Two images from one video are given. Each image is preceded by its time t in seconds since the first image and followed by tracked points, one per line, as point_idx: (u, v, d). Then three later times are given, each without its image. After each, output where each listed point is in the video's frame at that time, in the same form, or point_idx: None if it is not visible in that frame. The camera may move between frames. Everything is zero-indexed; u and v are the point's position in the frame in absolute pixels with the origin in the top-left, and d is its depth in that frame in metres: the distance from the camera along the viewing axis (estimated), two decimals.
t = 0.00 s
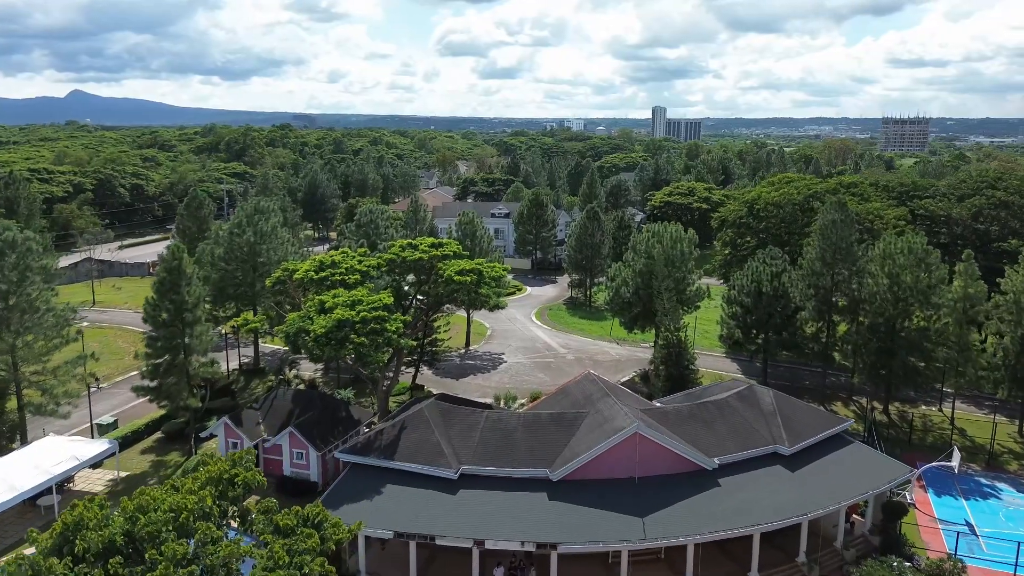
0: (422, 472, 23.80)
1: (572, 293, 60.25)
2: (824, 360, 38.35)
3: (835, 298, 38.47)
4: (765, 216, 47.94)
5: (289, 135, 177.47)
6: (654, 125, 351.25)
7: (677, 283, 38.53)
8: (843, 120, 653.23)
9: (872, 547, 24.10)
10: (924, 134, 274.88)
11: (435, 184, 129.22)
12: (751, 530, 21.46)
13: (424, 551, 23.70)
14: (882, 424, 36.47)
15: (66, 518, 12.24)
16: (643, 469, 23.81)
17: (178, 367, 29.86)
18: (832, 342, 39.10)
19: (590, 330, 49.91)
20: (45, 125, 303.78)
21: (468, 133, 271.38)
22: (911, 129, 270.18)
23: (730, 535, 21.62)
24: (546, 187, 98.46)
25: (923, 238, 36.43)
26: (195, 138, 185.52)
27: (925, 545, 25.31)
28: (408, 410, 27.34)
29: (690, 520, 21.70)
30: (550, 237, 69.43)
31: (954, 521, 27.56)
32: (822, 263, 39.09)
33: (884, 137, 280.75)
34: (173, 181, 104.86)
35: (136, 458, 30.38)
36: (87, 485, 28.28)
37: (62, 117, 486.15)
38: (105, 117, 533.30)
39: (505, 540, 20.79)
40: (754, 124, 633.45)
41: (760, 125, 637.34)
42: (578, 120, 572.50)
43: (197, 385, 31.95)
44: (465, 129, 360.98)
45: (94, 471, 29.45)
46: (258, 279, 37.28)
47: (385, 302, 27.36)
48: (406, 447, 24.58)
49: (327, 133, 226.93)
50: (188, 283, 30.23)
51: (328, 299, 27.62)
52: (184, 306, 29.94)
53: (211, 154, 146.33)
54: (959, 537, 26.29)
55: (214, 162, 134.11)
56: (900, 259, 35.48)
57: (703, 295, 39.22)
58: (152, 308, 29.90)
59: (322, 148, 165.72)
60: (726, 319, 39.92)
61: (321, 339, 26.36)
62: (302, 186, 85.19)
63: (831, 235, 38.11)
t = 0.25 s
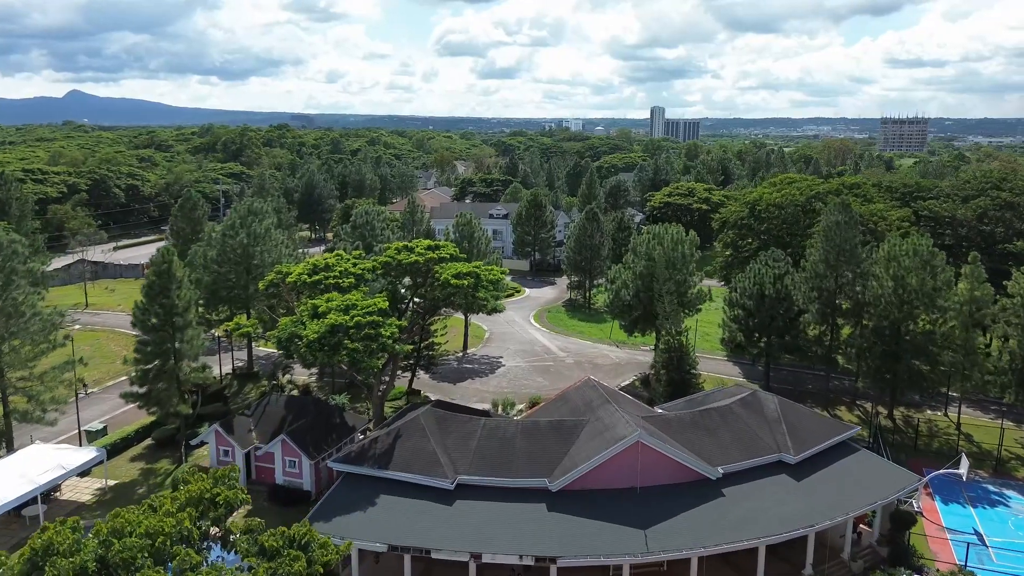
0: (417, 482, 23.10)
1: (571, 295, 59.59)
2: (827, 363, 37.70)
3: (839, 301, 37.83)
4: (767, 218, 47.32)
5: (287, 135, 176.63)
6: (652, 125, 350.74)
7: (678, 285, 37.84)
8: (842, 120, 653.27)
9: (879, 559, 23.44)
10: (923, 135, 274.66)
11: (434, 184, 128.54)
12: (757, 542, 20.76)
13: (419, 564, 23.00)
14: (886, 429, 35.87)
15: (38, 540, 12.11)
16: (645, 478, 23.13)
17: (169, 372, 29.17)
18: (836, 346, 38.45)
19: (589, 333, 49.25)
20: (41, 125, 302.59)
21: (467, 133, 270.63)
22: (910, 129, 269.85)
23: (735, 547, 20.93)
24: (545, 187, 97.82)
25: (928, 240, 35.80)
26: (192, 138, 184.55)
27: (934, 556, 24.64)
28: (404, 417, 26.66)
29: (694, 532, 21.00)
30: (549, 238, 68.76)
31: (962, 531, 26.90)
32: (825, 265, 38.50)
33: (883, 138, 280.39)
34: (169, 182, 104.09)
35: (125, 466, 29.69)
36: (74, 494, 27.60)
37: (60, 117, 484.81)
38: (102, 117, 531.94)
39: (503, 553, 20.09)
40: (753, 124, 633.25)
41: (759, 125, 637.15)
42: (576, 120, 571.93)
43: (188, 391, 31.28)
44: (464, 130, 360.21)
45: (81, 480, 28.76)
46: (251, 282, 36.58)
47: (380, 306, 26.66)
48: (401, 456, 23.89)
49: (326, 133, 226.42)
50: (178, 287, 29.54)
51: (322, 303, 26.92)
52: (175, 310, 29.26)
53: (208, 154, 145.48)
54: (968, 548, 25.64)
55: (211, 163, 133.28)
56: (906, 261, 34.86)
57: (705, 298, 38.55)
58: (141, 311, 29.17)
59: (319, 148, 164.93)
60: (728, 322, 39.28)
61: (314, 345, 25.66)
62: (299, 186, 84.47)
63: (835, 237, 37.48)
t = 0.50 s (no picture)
0: (411, 494, 22.29)
1: (570, 297, 58.80)
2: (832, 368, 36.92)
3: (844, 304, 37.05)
4: (769, 219, 46.55)
5: (283, 135, 175.61)
6: (650, 125, 350.22)
7: (679, 288, 36.96)
8: (840, 120, 653.49)
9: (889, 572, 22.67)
10: (921, 135, 274.41)
11: (431, 184, 127.69)
12: (765, 557, 19.96)
13: None
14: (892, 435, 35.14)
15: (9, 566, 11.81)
16: (648, 490, 22.36)
17: (156, 379, 28.32)
18: (840, 350, 37.68)
19: (588, 336, 48.45)
20: (38, 125, 301.20)
21: (466, 133, 269.78)
22: (909, 129, 269.61)
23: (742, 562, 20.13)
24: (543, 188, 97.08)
25: (935, 242, 35.05)
26: (188, 138, 183.34)
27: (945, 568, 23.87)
28: (398, 426, 25.88)
29: (699, 546, 20.19)
30: (547, 239, 67.96)
31: (973, 542, 26.12)
32: (830, 268, 37.75)
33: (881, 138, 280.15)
34: (164, 182, 103.12)
35: (111, 476, 28.85)
36: (58, 505, 26.73)
37: (56, 117, 483.07)
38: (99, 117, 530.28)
39: (500, 569, 19.27)
40: (751, 124, 633.15)
41: (757, 125, 637.09)
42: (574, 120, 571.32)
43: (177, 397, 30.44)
44: (461, 129, 359.33)
45: (66, 490, 27.90)
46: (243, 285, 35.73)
47: (373, 311, 25.83)
48: (395, 466, 23.10)
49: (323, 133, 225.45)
50: (166, 291, 28.67)
51: (313, 307, 26.08)
52: (163, 315, 28.41)
53: (203, 154, 144.42)
54: (979, 559, 24.88)
55: (206, 163, 132.26)
56: (912, 264, 34.10)
57: (707, 301, 37.74)
58: (128, 316, 28.31)
59: (316, 148, 163.93)
60: (731, 325, 38.51)
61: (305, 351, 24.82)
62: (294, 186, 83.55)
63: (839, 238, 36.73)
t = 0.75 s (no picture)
0: (405, 505, 21.63)
1: (569, 299, 58.15)
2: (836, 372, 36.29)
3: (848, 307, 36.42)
4: (771, 220, 45.95)
5: (281, 135, 174.84)
6: (649, 125, 349.76)
7: (681, 290, 36.20)
8: (838, 120, 653.81)
9: None
10: (920, 134, 274.17)
11: (429, 184, 127.01)
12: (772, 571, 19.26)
13: None
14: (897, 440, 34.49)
15: None
16: (650, 501, 21.68)
17: (145, 385, 27.65)
18: (845, 355, 37.01)
19: (587, 339, 47.79)
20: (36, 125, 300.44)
21: (464, 133, 269.23)
22: (908, 129, 269.29)
23: None
24: (542, 188, 96.45)
25: (941, 244, 34.40)
26: (185, 138, 182.44)
27: None
28: (393, 434, 25.21)
29: (703, 559, 19.47)
30: (546, 240, 67.32)
31: (982, 552, 25.40)
32: (833, 270, 37.13)
33: (880, 138, 279.89)
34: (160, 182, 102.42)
35: (99, 484, 28.16)
36: (43, 515, 26.01)
37: (54, 117, 481.93)
38: (96, 116, 528.85)
39: None
40: (750, 124, 632.95)
41: (756, 125, 636.92)
42: (573, 120, 570.72)
43: (167, 403, 29.74)
44: (460, 130, 358.60)
45: (52, 499, 27.19)
46: (235, 288, 35.05)
47: (368, 315, 25.12)
48: (389, 476, 22.42)
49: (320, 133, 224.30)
50: (155, 295, 27.98)
51: (306, 312, 25.37)
52: (152, 319, 27.72)
53: (200, 155, 143.64)
54: (989, 571, 24.16)
55: (203, 163, 131.50)
56: (918, 266, 33.45)
57: (709, 304, 37.08)
58: (116, 321, 27.62)
59: (314, 148, 163.20)
60: (733, 329, 37.87)
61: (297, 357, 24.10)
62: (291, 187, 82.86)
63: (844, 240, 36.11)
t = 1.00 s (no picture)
0: (399, 519, 20.81)
1: (568, 301, 57.37)
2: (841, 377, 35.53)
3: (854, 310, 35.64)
4: (774, 221, 45.21)
5: (278, 135, 173.86)
6: (647, 125, 349.18)
7: (683, 294, 35.36)
8: (836, 121, 653.83)
9: None
10: (918, 135, 273.87)
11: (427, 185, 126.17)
12: None
13: None
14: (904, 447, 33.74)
15: None
16: (653, 514, 20.88)
17: (132, 393, 26.80)
18: (850, 359, 36.24)
19: (586, 342, 46.97)
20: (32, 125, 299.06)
21: (462, 133, 268.35)
22: (906, 129, 268.95)
23: None
24: (540, 189, 95.68)
25: (948, 246, 33.64)
26: (181, 138, 181.31)
27: None
28: (387, 444, 24.41)
29: None
30: (544, 241, 66.51)
31: (994, 564, 24.60)
32: (838, 273, 36.39)
33: (878, 138, 279.60)
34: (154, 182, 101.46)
35: (84, 495, 27.29)
36: (25, 527, 25.14)
37: (50, 117, 480.29)
38: (93, 116, 527.03)
39: None
40: (748, 124, 632.77)
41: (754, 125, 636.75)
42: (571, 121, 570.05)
43: (155, 411, 28.87)
44: (458, 130, 357.78)
45: (34, 511, 26.31)
46: (226, 291, 34.20)
47: (360, 321, 24.28)
48: (382, 489, 21.61)
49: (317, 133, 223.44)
50: (142, 300, 27.11)
51: (297, 318, 24.54)
52: (138, 325, 26.86)
53: (196, 155, 142.60)
54: None
55: (198, 163, 130.50)
56: (925, 268, 32.68)
57: (711, 307, 36.26)
58: (101, 327, 26.77)
59: (311, 148, 162.28)
60: (736, 333, 37.10)
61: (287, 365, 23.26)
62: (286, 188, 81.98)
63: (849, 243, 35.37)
